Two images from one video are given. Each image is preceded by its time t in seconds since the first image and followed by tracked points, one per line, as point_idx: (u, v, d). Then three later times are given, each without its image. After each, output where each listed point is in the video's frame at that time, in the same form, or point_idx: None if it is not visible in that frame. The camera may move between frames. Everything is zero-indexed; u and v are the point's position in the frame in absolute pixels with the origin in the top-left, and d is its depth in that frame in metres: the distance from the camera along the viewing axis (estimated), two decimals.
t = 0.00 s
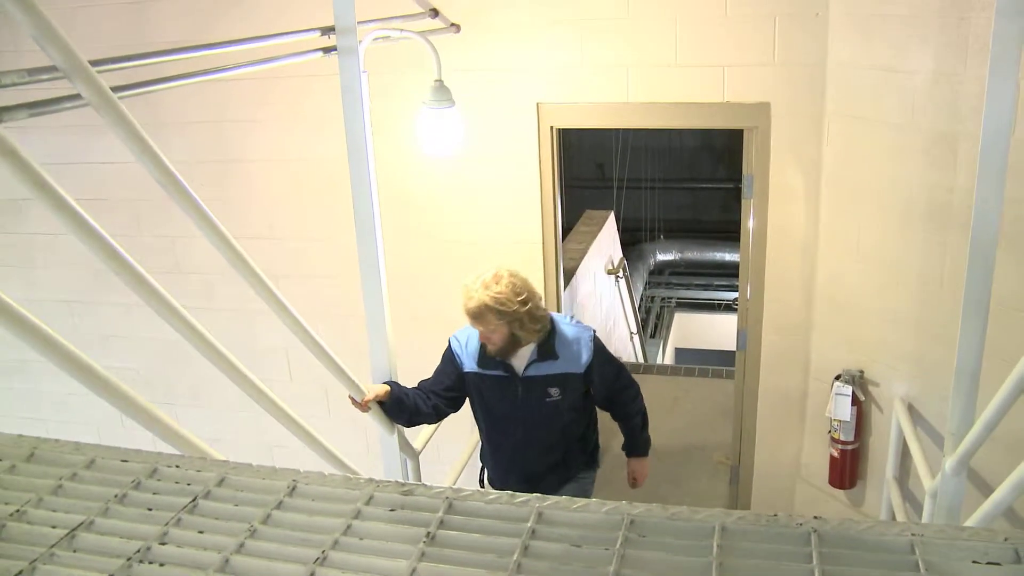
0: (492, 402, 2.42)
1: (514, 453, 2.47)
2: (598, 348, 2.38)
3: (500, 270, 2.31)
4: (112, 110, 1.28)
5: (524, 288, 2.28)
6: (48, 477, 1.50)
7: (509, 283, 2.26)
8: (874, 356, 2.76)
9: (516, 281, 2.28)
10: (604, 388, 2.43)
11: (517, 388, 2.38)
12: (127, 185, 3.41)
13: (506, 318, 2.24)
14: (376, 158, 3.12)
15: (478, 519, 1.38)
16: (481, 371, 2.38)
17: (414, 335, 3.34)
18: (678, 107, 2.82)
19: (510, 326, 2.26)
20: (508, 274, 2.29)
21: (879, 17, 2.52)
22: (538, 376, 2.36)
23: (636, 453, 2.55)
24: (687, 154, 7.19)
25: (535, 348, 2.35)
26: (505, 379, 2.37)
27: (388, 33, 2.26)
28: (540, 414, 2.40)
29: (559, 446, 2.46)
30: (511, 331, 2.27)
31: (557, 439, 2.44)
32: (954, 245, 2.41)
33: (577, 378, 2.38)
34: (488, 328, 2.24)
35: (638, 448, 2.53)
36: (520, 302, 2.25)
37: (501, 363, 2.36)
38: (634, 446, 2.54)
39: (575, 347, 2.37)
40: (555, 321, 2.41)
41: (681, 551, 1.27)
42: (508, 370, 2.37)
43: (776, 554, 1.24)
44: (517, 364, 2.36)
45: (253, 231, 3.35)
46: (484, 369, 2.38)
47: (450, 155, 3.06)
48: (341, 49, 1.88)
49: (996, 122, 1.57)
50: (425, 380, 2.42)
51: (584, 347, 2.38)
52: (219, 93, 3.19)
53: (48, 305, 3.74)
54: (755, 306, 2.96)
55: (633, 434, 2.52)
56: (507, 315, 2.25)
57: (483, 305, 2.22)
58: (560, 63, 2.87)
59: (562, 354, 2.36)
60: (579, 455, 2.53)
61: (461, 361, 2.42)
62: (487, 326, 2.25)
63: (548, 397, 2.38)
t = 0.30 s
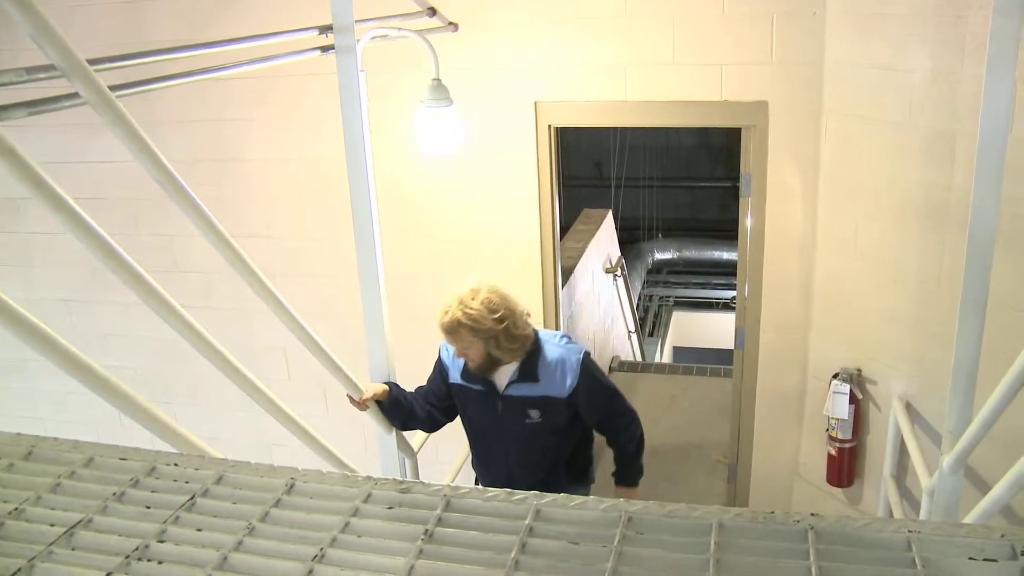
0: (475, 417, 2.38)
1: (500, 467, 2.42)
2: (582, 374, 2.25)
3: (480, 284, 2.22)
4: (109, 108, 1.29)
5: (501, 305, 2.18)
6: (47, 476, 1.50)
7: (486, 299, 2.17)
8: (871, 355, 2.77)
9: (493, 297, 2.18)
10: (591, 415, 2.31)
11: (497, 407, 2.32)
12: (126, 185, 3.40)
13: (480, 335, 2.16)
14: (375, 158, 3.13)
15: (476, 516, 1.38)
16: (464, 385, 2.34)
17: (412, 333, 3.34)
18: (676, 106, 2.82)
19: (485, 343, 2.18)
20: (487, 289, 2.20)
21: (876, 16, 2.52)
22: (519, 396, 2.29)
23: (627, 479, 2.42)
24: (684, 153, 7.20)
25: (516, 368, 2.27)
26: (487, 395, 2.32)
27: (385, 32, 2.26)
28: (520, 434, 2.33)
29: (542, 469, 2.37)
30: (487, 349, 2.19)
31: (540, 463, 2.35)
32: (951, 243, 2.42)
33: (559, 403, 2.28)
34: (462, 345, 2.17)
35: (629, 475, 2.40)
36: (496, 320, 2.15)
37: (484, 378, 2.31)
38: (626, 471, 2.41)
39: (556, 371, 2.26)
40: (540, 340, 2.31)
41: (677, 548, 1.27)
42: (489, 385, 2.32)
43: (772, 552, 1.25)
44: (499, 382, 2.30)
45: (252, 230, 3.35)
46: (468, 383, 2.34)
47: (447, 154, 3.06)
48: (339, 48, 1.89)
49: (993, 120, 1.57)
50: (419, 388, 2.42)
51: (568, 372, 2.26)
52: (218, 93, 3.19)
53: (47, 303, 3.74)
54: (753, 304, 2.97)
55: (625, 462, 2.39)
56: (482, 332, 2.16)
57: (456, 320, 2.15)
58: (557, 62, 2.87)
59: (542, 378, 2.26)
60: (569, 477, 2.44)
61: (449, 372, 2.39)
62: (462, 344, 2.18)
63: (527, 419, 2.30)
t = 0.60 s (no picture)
0: (470, 433, 2.32)
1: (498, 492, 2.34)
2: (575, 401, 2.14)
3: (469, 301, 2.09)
4: (114, 111, 1.29)
5: (487, 327, 2.05)
6: (54, 478, 1.50)
7: (471, 321, 2.05)
8: (876, 357, 2.76)
9: (480, 318, 2.06)
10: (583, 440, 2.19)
11: (488, 426, 2.25)
12: (130, 186, 3.41)
13: (464, 358, 2.06)
14: (379, 160, 3.13)
15: (482, 519, 1.38)
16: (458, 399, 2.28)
17: (416, 335, 3.34)
18: (680, 108, 2.82)
19: (469, 365, 2.08)
20: (476, 309, 2.07)
21: (880, 17, 2.52)
22: (508, 418, 2.21)
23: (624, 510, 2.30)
24: (687, 155, 7.22)
25: (506, 391, 2.18)
26: (479, 413, 2.25)
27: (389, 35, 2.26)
28: (512, 458, 2.25)
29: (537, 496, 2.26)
30: (471, 371, 2.09)
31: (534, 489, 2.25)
32: (955, 244, 2.41)
33: (549, 429, 2.18)
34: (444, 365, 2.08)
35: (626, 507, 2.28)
36: (479, 345, 2.04)
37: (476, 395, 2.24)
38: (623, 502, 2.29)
39: (547, 397, 2.16)
40: (534, 364, 2.20)
41: (684, 551, 1.27)
42: (480, 403, 2.24)
43: (778, 554, 1.24)
44: (490, 402, 2.22)
45: (256, 232, 3.35)
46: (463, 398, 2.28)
47: (451, 156, 3.06)
48: (343, 51, 1.89)
49: (998, 121, 1.57)
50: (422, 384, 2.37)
51: (560, 399, 2.16)
52: (222, 95, 3.19)
53: (51, 305, 3.74)
54: (757, 306, 2.97)
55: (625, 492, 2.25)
56: (466, 355, 2.06)
57: (439, 342, 2.05)
58: (561, 63, 2.87)
59: (532, 403, 2.17)
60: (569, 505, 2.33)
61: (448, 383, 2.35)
62: (445, 363, 2.10)
63: (517, 441, 2.22)
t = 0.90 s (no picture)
0: (468, 419, 2.27)
1: (498, 481, 2.29)
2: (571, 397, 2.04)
3: (469, 278, 2.07)
4: (127, 116, 1.29)
5: (479, 306, 2.02)
6: (65, 480, 1.50)
7: (464, 298, 2.02)
8: (886, 360, 2.75)
9: (473, 296, 2.03)
10: (579, 438, 2.08)
11: (485, 414, 2.19)
12: (138, 189, 3.41)
13: (452, 335, 2.03)
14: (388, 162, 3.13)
15: (492, 524, 1.38)
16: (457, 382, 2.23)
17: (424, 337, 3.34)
18: (689, 111, 2.82)
19: (458, 343, 2.05)
20: (473, 287, 2.05)
21: (889, 21, 2.52)
22: (504, 406, 2.14)
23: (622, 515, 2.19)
24: (695, 158, 7.19)
25: (504, 378, 2.11)
26: (475, 399, 2.19)
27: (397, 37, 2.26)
28: (507, 448, 2.18)
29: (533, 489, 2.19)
30: (460, 349, 2.06)
31: (529, 482, 2.18)
32: (965, 248, 2.40)
33: (544, 422, 2.09)
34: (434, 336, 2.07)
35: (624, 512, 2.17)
36: (467, 323, 2.00)
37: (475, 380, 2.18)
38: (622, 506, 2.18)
39: (543, 389, 2.07)
40: (536, 351, 2.11)
41: (695, 557, 1.26)
42: (477, 388, 2.18)
43: (788, 560, 1.24)
44: (488, 386, 2.16)
45: (264, 234, 3.36)
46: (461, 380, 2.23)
47: (459, 159, 3.06)
48: (352, 54, 1.90)
49: (1009, 126, 1.56)
50: (421, 379, 2.24)
51: (557, 392, 2.06)
52: (230, 97, 3.20)
53: (60, 308, 3.75)
54: (766, 310, 2.96)
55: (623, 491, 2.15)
56: (455, 331, 2.03)
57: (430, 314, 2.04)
58: (569, 66, 2.87)
59: (528, 393, 2.09)
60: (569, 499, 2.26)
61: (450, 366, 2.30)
62: (436, 336, 2.08)
63: (511, 432, 2.15)
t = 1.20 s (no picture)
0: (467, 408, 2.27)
1: (491, 478, 2.25)
2: (565, 386, 2.02)
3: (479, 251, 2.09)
4: (141, 125, 1.30)
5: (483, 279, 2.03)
6: (77, 489, 1.51)
7: (471, 268, 2.04)
8: (897, 370, 2.74)
9: (479, 269, 2.05)
10: (572, 432, 2.04)
11: (481, 402, 2.19)
12: (150, 196, 3.43)
13: (452, 302, 2.05)
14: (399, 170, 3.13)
15: (504, 535, 1.37)
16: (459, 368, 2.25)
17: (434, 345, 3.34)
18: (699, 119, 2.81)
19: (457, 313, 2.06)
20: (483, 261, 2.07)
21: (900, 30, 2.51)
22: (500, 393, 2.13)
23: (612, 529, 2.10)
24: (706, 165, 7.24)
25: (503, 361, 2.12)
26: (473, 386, 2.20)
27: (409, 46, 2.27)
28: (501, 439, 2.16)
29: (524, 486, 2.14)
30: (457, 319, 2.07)
31: (520, 477, 2.14)
32: (977, 257, 2.39)
33: (536, 413, 2.07)
34: (435, 302, 2.10)
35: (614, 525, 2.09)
36: (468, 293, 2.02)
37: (475, 366, 2.20)
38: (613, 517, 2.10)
39: (538, 376, 2.06)
40: (536, 340, 2.11)
41: (708, 569, 1.26)
42: (477, 373, 2.20)
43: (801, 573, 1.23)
44: (487, 371, 2.18)
45: (275, 241, 3.37)
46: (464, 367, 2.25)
47: (470, 167, 3.07)
48: (365, 63, 1.91)
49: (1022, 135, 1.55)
50: (431, 385, 2.29)
51: (551, 380, 2.04)
52: (241, 105, 3.21)
53: (72, 315, 3.77)
54: (777, 319, 2.96)
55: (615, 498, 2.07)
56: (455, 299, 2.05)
57: (435, 278, 2.07)
58: (580, 75, 2.87)
59: (523, 379, 2.08)
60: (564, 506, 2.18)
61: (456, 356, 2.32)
62: (437, 303, 2.11)
63: (505, 422, 2.13)
